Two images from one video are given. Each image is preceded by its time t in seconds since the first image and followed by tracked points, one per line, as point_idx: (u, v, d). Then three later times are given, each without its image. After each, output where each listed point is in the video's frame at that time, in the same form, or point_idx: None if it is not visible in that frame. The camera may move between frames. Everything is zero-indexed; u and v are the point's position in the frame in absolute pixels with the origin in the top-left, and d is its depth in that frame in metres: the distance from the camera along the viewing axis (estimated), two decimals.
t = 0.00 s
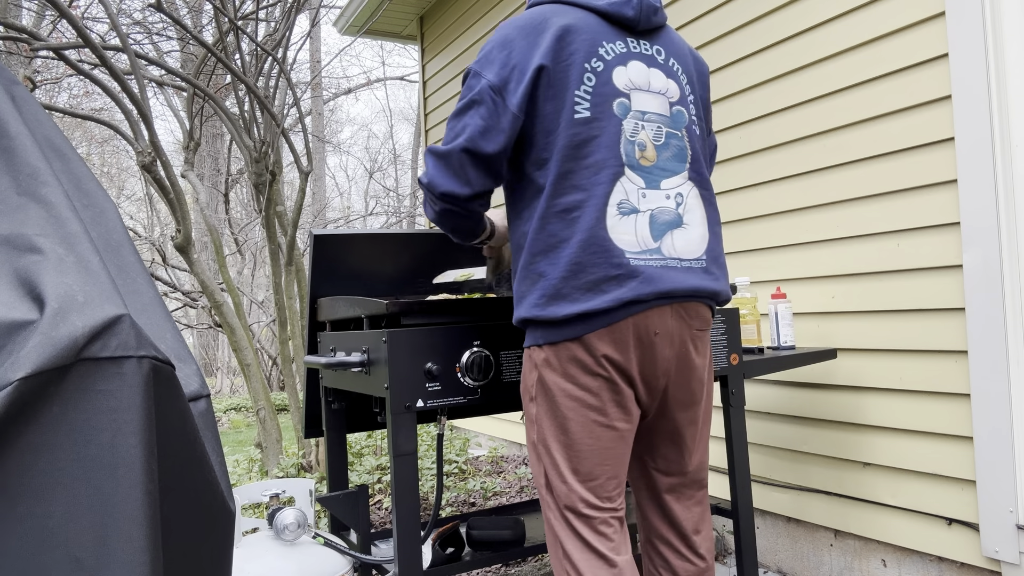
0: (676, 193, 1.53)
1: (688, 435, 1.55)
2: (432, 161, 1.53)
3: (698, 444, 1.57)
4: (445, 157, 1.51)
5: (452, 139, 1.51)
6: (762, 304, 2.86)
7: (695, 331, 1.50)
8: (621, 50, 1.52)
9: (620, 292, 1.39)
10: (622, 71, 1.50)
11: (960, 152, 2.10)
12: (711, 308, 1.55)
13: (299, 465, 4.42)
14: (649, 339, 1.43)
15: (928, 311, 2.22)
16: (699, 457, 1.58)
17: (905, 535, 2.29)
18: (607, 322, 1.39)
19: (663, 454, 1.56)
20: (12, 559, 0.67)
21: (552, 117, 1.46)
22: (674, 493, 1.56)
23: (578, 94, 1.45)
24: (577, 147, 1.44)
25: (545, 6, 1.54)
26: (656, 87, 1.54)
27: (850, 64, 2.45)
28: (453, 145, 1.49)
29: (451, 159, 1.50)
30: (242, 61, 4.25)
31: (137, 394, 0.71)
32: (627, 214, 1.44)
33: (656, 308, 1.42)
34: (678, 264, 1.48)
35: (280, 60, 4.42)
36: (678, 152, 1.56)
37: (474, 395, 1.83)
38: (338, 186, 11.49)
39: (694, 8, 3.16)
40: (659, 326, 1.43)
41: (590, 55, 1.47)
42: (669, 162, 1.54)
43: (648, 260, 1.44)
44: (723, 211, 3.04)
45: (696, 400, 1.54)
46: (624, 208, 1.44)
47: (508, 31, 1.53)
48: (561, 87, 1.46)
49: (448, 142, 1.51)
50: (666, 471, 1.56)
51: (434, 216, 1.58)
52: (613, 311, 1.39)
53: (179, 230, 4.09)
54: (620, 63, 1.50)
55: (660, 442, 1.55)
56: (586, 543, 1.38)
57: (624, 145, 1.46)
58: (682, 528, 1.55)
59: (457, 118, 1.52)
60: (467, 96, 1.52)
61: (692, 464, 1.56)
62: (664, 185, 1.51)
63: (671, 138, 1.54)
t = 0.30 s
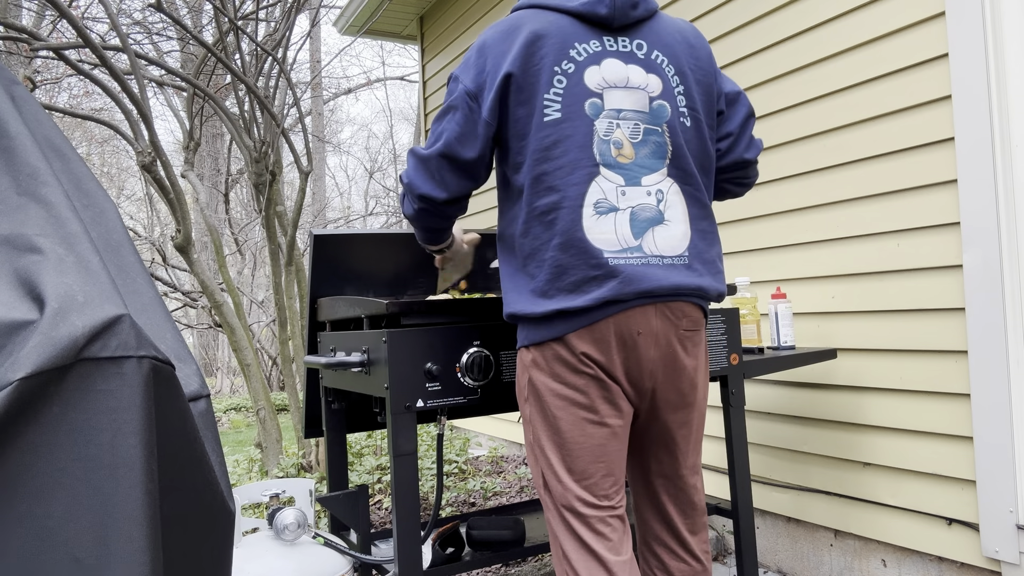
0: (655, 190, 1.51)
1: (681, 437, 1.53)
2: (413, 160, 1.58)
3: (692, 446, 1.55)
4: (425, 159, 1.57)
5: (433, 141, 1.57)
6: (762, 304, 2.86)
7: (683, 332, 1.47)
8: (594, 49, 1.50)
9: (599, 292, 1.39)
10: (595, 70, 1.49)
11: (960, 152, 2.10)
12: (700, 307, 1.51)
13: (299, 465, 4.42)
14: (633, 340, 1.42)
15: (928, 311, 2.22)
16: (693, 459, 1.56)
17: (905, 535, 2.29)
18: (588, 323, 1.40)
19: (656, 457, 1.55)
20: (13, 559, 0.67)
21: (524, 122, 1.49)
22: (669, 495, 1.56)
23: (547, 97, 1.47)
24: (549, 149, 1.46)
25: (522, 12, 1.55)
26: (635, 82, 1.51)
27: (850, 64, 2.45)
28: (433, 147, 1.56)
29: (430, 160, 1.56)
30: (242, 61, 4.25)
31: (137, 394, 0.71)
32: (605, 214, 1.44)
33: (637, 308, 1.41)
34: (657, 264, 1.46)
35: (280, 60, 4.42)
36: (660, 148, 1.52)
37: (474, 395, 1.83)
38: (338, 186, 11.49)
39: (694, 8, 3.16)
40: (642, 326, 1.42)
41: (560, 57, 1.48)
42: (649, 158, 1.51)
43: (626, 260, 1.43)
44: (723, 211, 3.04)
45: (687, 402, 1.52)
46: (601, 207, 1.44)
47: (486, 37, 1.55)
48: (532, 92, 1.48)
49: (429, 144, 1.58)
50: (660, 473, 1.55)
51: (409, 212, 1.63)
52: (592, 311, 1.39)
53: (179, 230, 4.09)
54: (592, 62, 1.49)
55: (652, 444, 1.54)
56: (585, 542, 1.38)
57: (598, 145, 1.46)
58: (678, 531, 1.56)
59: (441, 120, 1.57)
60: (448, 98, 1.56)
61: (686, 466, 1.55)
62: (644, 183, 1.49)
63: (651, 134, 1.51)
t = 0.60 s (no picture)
0: (661, 184, 1.50)
1: (684, 434, 1.54)
2: (407, 165, 1.58)
3: (695, 444, 1.56)
4: (423, 169, 1.57)
5: (431, 151, 1.57)
6: (763, 304, 2.86)
7: (686, 329, 1.48)
8: (591, 51, 1.50)
9: (603, 288, 1.39)
10: (594, 71, 1.49)
11: (960, 152, 2.10)
12: (703, 303, 1.52)
13: (299, 465, 4.42)
14: (638, 336, 1.42)
15: (928, 311, 2.22)
16: (696, 457, 1.57)
17: (905, 535, 2.29)
18: (593, 321, 1.39)
19: (659, 454, 1.55)
20: (12, 559, 0.67)
21: (524, 129, 1.49)
22: (672, 493, 1.56)
23: (549, 103, 1.47)
24: (555, 153, 1.47)
25: (516, 22, 1.55)
26: (633, 81, 1.52)
27: (849, 64, 2.45)
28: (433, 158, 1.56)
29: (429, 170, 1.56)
30: (242, 61, 4.25)
31: (137, 393, 0.71)
32: (607, 213, 1.44)
33: (642, 304, 1.41)
34: (664, 258, 1.45)
35: (280, 60, 4.42)
36: (663, 143, 1.52)
37: (474, 395, 1.83)
38: (338, 186, 11.49)
39: (694, 8, 3.16)
40: (646, 323, 1.41)
41: (557, 62, 1.48)
42: (652, 154, 1.50)
43: (631, 255, 1.43)
44: (723, 211, 3.04)
45: (689, 399, 1.52)
46: (603, 206, 1.44)
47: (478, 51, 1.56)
48: (532, 99, 1.48)
49: (426, 152, 1.57)
50: (664, 471, 1.55)
51: (399, 214, 1.61)
52: (597, 308, 1.39)
53: (179, 230, 4.09)
54: (591, 64, 1.49)
55: (655, 442, 1.55)
56: (590, 540, 1.38)
57: (600, 144, 1.46)
58: (680, 530, 1.55)
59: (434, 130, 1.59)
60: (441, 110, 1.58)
61: (689, 463, 1.55)
62: (647, 179, 1.49)
63: (652, 130, 1.51)
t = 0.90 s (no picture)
0: (665, 179, 1.51)
1: (692, 430, 1.54)
2: (417, 172, 1.62)
3: (705, 441, 1.56)
4: (433, 173, 1.60)
5: (440, 155, 1.60)
6: (763, 304, 2.86)
7: (694, 326, 1.49)
8: (592, 54, 1.51)
9: (612, 283, 1.38)
10: (596, 72, 1.49)
11: (960, 152, 2.10)
12: (708, 300, 1.53)
13: (299, 465, 4.42)
14: (646, 335, 1.42)
15: (929, 311, 2.22)
16: (707, 453, 1.56)
17: (905, 535, 2.29)
18: (603, 319, 1.39)
19: (668, 452, 1.55)
20: (12, 559, 0.67)
21: (528, 129, 1.49)
22: (679, 491, 1.55)
23: (553, 103, 1.46)
24: (561, 150, 1.46)
25: (517, 27, 1.55)
26: (633, 82, 1.54)
27: (850, 64, 2.45)
28: (441, 162, 1.58)
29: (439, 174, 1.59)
30: (242, 61, 4.25)
31: (137, 393, 0.71)
32: (614, 208, 1.44)
33: (653, 301, 1.42)
34: (671, 251, 1.46)
35: (280, 60, 4.42)
36: (663, 142, 1.54)
37: (475, 395, 1.83)
38: (338, 186, 11.49)
39: (694, 8, 3.16)
40: (656, 321, 1.42)
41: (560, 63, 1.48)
42: (655, 151, 1.52)
43: (639, 248, 1.42)
44: (724, 211, 3.03)
45: (699, 395, 1.53)
46: (609, 202, 1.44)
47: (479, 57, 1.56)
48: (535, 100, 1.48)
49: (435, 158, 1.60)
50: (672, 468, 1.55)
51: (416, 222, 1.64)
52: (607, 305, 1.39)
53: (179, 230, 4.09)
54: (593, 65, 1.50)
55: (663, 440, 1.55)
56: (578, 542, 1.39)
57: (606, 142, 1.46)
58: (686, 527, 1.55)
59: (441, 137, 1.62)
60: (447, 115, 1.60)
61: (699, 461, 1.55)
62: (651, 175, 1.49)
63: (653, 130, 1.53)
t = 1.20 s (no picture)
0: (658, 188, 1.52)
1: (680, 429, 1.54)
2: (433, 179, 1.57)
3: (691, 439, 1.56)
4: (450, 177, 1.55)
5: (452, 158, 1.54)
6: (762, 304, 2.86)
7: (686, 326, 1.49)
8: (598, 52, 1.51)
9: (609, 285, 1.39)
10: (601, 71, 1.50)
11: (960, 152, 2.10)
12: (700, 301, 1.53)
13: (299, 465, 4.42)
14: (640, 335, 1.42)
15: (929, 311, 2.22)
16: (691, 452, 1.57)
17: (905, 535, 2.29)
18: (599, 319, 1.39)
19: (655, 451, 1.55)
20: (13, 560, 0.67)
21: (532, 122, 1.47)
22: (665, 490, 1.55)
23: (557, 97, 1.46)
24: (563, 147, 1.45)
25: (525, 16, 1.55)
26: (636, 85, 1.54)
27: (850, 64, 2.45)
28: (458, 165, 1.53)
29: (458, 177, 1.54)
30: (242, 61, 4.25)
31: (137, 394, 0.71)
32: (612, 211, 1.44)
33: (647, 303, 1.42)
34: (664, 258, 1.47)
35: (280, 60, 4.42)
36: (662, 148, 1.55)
37: (474, 395, 1.83)
38: (338, 186, 11.49)
39: (694, 8, 3.16)
40: (650, 322, 1.42)
41: (567, 57, 1.48)
42: (651, 158, 1.53)
43: (634, 255, 1.43)
44: (723, 211, 3.03)
45: (686, 395, 1.54)
46: (607, 205, 1.44)
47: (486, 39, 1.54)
48: (541, 91, 1.47)
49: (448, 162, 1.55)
50: (660, 468, 1.55)
51: (439, 234, 1.64)
52: (604, 307, 1.39)
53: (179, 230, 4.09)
54: (598, 63, 1.50)
55: (652, 439, 1.54)
56: (578, 540, 1.39)
57: (607, 143, 1.46)
58: (673, 523, 1.55)
59: (447, 136, 1.56)
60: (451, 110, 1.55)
61: (684, 458, 1.55)
62: (647, 181, 1.51)
63: (653, 135, 1.54)
